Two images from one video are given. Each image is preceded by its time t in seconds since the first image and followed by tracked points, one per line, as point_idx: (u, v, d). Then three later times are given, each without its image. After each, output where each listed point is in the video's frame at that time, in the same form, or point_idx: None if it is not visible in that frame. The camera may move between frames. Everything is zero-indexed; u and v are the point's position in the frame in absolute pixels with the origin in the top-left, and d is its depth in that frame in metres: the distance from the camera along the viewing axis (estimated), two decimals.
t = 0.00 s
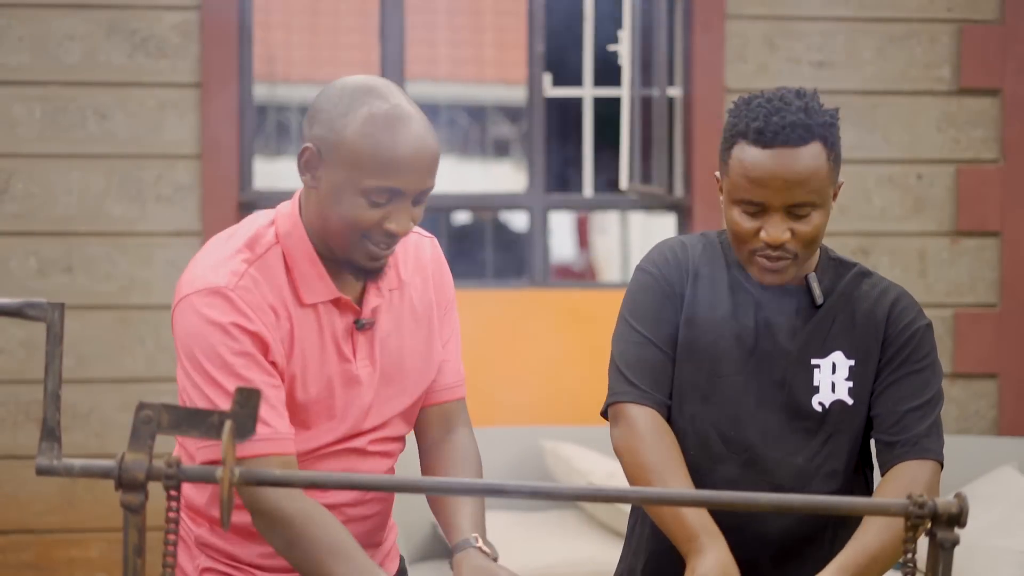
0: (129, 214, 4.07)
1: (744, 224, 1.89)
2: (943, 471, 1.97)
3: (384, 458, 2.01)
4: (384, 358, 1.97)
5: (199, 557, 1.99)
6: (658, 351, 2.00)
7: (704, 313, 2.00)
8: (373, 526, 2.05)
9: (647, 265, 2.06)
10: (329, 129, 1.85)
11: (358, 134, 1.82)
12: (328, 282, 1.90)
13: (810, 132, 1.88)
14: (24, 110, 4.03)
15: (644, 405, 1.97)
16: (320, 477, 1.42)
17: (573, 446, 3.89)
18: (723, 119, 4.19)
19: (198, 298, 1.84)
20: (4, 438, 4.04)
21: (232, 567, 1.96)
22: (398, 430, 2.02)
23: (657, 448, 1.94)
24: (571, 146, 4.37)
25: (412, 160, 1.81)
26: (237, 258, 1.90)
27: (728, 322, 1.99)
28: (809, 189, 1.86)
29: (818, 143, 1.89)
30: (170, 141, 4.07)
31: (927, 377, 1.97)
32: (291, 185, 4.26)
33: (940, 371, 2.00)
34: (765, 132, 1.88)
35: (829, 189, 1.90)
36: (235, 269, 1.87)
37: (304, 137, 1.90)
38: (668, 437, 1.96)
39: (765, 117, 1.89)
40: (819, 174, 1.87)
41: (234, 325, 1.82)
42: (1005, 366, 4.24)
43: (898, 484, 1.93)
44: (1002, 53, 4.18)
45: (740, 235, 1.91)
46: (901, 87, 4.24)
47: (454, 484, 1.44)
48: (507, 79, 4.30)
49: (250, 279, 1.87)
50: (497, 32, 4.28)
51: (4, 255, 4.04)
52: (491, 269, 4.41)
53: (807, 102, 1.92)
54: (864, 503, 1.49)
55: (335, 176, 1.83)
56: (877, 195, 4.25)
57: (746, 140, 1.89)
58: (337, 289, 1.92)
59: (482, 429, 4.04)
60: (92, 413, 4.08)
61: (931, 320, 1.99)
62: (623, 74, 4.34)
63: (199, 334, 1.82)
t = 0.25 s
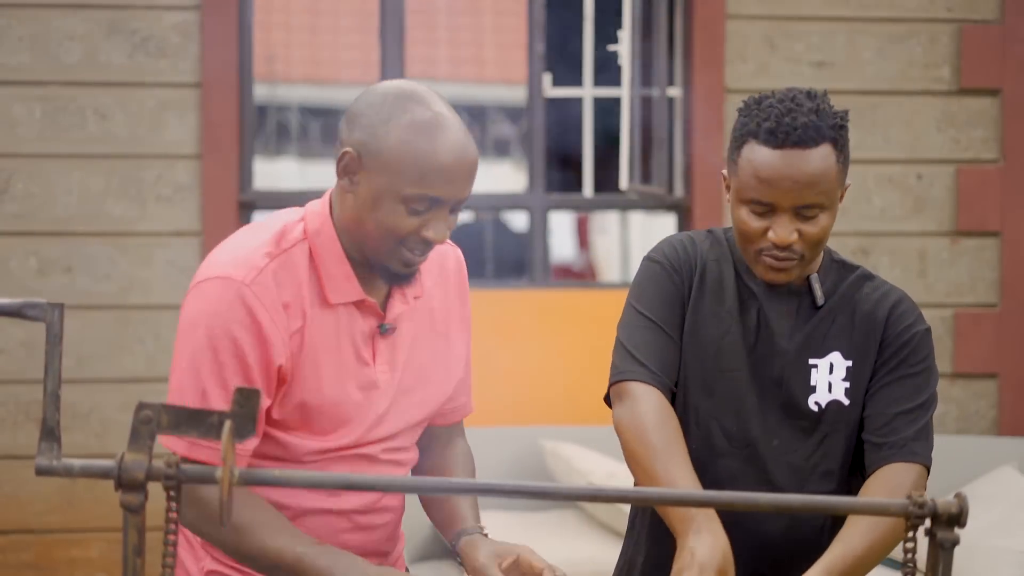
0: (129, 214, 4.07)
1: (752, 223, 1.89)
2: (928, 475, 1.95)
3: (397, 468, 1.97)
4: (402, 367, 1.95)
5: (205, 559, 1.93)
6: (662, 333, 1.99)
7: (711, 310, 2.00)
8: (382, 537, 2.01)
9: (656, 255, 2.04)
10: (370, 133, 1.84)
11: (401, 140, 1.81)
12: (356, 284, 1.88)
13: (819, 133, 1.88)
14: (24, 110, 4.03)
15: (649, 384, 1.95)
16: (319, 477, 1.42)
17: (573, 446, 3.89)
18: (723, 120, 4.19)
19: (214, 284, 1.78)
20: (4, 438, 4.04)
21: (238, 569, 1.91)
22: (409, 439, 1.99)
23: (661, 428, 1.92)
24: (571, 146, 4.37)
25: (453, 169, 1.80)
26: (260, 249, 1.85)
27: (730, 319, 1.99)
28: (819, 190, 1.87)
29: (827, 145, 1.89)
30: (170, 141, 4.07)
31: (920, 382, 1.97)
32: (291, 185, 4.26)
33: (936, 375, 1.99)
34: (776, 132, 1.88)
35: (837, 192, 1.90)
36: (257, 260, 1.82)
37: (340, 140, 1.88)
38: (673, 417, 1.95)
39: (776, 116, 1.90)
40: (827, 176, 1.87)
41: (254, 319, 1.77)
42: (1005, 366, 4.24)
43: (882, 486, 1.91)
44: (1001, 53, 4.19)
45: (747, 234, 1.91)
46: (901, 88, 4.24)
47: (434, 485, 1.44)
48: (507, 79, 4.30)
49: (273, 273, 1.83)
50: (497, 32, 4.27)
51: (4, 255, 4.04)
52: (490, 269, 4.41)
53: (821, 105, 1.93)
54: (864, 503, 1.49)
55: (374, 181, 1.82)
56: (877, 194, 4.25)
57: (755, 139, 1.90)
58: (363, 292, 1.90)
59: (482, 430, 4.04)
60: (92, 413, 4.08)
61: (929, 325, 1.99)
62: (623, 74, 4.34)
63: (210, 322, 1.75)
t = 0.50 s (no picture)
0: (129, 214, 4.07)
1: (744, 214, 1.90)
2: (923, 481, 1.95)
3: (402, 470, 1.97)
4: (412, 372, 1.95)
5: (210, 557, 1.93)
6: (662, 330, 1.99)
7: (715, 310, 2.00)
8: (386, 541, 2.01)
9: (658, 253, 2.05)
10: (393, 139, 1.83)
11: (424, 147, 1.81)
12: (368, 287, 1.88)
13: (820, 132, 1.88)
14: (24, 110, 4.03)
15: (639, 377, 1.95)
16: (319, 477, 1.42)
17: (573, 446, 3.89)
18: (723, 119, 4.19)
19: (224, 279, 1.77)
20: (4, 438, 4.04)
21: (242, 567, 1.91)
22: (415, 443, 1.98)
23: (650, 422, 1.92)
24: (572, 146, 4.37)
25: (475, 178, 1.79)
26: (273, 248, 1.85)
27: (734, 319, 1.99)
28: (812, 187, 1.87)
29: (827, 144, 1.89)
30: (170, 141, 4.07)
31: (921, 388, 1.97)
32: (291, 185, 4.26)
33: (936, 383, 1.99)
34: (778, 125, 1.89)
35: (832, 192, 1.90)
36: (269, 259, 1.82)
37: (364, 145, 1.88)
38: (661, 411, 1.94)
39: (779, 111, 1.90)
40: (822, 174, 1.88)
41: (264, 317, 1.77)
42: (1005, 366, 4.24)
43: (875, 488, 1.91)
44: (1001, 53, 4.19)
45: (739, 225, 1.91)
46: (901, 87, 4.24)
47: (428, 485, 1.44)
48: (507, 79, 4.30)
49: (286, 272, 1.83)
50: (497, 32, 4.27)
51: (4, 255, 4.04)
52: (490, 269, 4.41)
53: (830, 105, 1.92)
54: (863, 503, 1.49)
55: (397, 188, 1.82)
56: (877, 194, 4.25)
57: (758, 132, 1.91)
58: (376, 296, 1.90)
59: (482, 430, 4.04)
60: (93, 413, 4.07)
61: (933, 333, 1.99)
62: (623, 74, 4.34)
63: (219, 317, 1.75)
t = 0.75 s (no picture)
0: (129, 214, 4.07)
1: (733, 210, 1.93)
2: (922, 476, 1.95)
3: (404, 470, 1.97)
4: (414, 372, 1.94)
5: (214, 557, 1.93)
6: (655, 337, 2.00)
7: (713, 311, 2.00)
8: (390, 540, 2.02)
9: (655, 258, 2.06)
10: (399, 140, 1.81)
11: (430, 147, 1.79)
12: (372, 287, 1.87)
13: (807, 127, 1.92)
14: (24, 110, 4.03)
15: (635, 389, 1.97)
16: (319, 477, 1.42)
17: (573, 446, 3.89)
18: (722, 120, 4.19)
19: (225, 278, 1.77)
20: (4, 438, 4.03)
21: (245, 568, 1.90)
22: (415, 444, 1.98)
23: (647, 430, 1.94)
24: (572, 146, 4.37)
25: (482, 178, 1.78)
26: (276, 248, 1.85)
27: (730, 319, 1.99)
28: (797, 181, 1.90)
29: (813, 139, 1.92)
30: (170, 141, 4.07)
31: (920, 384, 1.97)
32: (291, 185, 4.26)
33: (934, 378, 1.99)
34: (763, 121, 1.92)
35: (820, 188, 1.92)
36: (272, 258, 1.82)
37: (369, 145, 1.86)
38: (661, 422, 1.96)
39: (766, 107, 1.94)
40: (808, 169, 1.90)
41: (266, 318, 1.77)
42: (1005, 366, 4.24)
43: (874, 484, 1.91)
44: (1001, 53, 4.19)
45: (729, 220, 1.95)
46: (901, 87, 4.24)
47: (427, 484, 1.44)
48: (507, 79, 4.30)
49: (288, 271, 1.83)
50: (497, 32, 4.27)
51: (4, 255, 4.04)
52: (491, 269, 4.41)
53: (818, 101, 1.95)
54: (863, 503, 1.49)
55: (403, 190, 1.80)
56: (877, 194, 4.25)
57: (747, 127, 1.94)
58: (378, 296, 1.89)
59: (482, 430, 4.04)
60: (93, 413, 4.07)
61: (931, 328, 1.99)
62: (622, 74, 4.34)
63: (219, 316, 1.75)
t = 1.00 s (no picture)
0: (129, 214, 4.08)
1: (737, 216, 1.91)
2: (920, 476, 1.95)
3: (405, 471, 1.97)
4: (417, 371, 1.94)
5: (213, 557, 1.94)
6: (651, 340, 2.00)
7: (710, 313, 2.00)
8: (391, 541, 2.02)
9: (650, 261, 2.06)
10: (403, 141, 1.83)
11: (434, 147, 1.80)
12: (377, 287, 1.87)
13: (807, 128, 1.91)
14: (24, 110, 4.03)
15: (632, 395, 1.96)
16: (317, 478, 1.42)
17: (573, 446, 3.89)
18: (723, 119, 4.19)
19: (240, 283, 1.78)
20: (4, 438, 4.04)
21: (245, 568, 1.91)
22: (419, 445, 1.98)
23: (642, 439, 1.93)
24: (572, 146, 4.37)
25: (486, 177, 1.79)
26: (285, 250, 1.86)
27: (726, 321, 1.99)
28: (803, 183, 1.89)
29: (814, 140, 1.91)
30: (170, 141, 4.07)
31: (917, 383, 1.98)
32: (291, 185, 4.26)
33: (932, 377, 1.99)
34: (764, 124, 1.91)
35: (824, 188, 1.91)
36: (281, 260, 1.82)
37: (372, 148, 1.87)
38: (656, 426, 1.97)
39: (764, 110, 1.92)
40: (812, 170, 1.89)
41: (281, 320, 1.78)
42: (1005, 366, 4.24)
43: (869, 484, 1.91)
44: (1001, 53, 4.19)
45: (732, 226, 1.93)
46: (901, 87, 4.23)
47: (424, 485, 1.43)
48: (507, 79, 4.30)
49: (297, 273, 1.83)
50: (497, 32, 4.27)
51: (4, 255, 4.04)
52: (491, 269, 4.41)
53: (814, 101, 1.94)
54: (862, 504, 1.49)
55: (407, 189, 1.81)
56: (877, 194, 4.25)
57: (745, 132, 1.93)
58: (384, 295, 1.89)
59: (482, 430, 4.04)
60: (92, 413, 4.08)
61: (928, 328, 1.99)
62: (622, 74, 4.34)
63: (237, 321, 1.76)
